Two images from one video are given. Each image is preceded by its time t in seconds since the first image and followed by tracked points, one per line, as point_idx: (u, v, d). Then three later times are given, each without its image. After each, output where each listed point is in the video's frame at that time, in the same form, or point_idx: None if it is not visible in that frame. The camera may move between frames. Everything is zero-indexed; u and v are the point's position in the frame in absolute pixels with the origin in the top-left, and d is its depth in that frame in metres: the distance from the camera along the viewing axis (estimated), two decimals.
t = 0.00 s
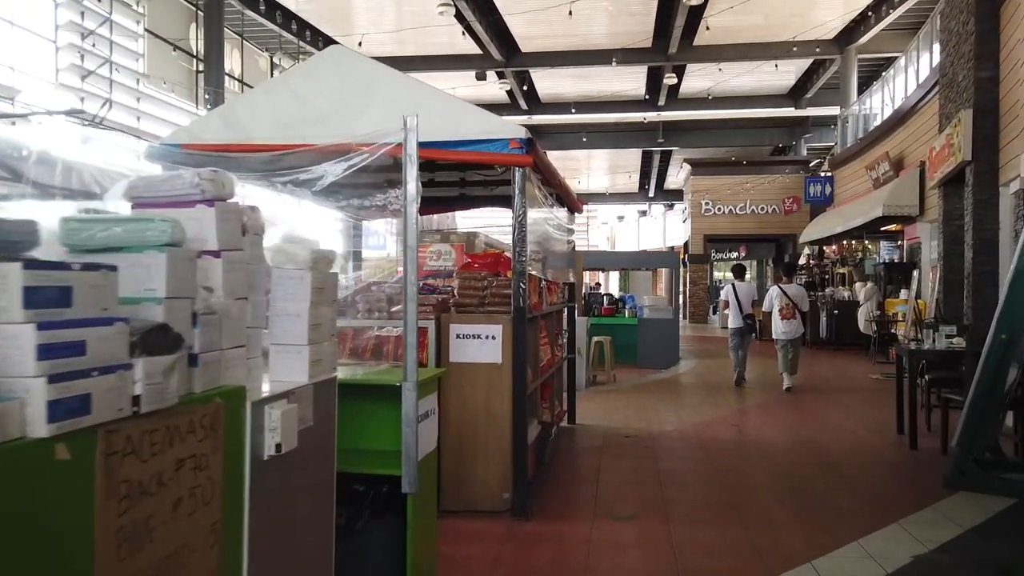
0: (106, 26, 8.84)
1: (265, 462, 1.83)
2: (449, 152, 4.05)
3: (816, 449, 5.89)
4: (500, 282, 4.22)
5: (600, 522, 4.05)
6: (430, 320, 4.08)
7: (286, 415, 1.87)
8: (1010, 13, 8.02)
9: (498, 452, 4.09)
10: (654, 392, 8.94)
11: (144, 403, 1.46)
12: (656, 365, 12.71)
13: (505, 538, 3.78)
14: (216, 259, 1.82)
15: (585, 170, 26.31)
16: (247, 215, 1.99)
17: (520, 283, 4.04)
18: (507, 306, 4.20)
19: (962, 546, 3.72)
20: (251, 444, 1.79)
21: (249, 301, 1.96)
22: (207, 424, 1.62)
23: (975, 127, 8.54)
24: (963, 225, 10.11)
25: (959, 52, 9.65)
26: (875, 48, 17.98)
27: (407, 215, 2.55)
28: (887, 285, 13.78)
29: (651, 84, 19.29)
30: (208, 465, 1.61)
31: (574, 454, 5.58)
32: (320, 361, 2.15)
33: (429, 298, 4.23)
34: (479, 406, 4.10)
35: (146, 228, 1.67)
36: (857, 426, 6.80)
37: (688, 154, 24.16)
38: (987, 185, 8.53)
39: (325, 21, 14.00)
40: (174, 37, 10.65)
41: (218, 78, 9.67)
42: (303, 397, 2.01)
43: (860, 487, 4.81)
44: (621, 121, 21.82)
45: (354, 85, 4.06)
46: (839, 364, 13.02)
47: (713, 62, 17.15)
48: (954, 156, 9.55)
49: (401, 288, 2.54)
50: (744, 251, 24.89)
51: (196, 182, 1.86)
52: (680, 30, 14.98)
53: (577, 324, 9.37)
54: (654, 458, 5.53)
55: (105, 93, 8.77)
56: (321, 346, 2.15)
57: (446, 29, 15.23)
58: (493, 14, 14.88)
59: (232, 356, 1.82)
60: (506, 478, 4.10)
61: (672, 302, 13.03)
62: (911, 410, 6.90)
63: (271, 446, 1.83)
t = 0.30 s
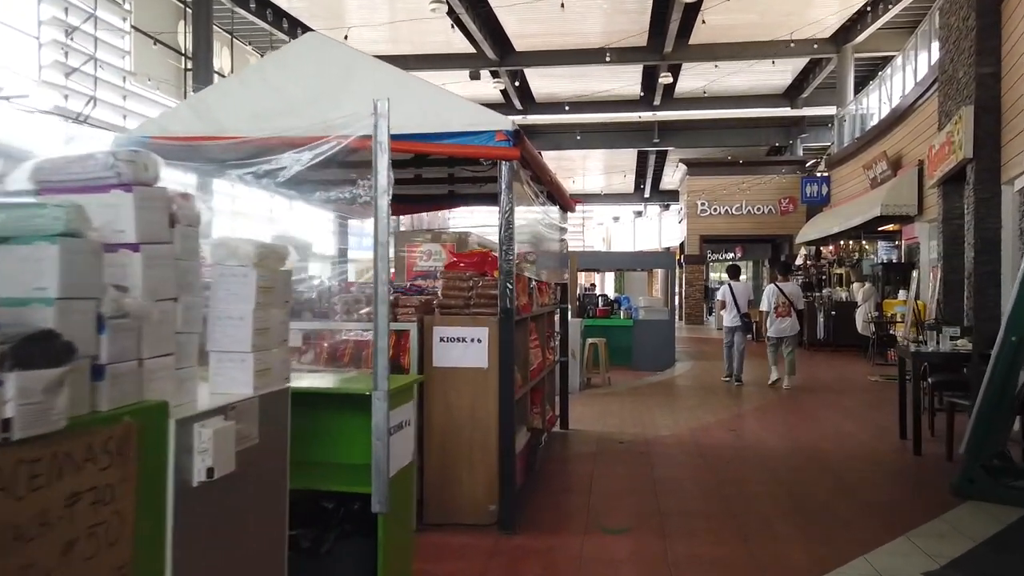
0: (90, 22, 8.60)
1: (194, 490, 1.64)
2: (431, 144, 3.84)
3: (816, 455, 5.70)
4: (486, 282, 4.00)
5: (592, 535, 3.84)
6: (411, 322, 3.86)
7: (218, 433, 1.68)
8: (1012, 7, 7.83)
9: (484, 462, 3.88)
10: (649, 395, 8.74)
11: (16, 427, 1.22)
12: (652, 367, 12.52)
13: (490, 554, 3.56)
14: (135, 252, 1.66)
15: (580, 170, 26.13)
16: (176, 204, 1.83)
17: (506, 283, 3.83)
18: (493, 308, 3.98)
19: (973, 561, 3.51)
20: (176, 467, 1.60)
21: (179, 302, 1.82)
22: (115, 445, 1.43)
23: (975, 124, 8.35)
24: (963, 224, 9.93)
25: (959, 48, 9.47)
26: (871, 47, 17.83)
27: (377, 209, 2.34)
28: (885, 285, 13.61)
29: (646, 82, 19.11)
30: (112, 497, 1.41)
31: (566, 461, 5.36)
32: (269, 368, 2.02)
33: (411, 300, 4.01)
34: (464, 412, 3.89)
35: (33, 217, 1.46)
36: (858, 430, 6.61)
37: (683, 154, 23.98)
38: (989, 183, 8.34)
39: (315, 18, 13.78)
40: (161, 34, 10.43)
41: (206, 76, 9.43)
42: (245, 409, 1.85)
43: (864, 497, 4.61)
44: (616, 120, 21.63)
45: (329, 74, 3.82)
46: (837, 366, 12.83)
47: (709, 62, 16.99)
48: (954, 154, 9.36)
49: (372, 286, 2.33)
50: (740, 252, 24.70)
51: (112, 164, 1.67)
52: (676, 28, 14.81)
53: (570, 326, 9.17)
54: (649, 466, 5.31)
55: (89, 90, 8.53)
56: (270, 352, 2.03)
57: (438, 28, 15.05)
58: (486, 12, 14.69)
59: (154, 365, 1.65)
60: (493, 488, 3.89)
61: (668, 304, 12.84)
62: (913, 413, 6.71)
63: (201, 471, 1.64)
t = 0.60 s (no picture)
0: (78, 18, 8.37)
1: (111, 527, 1.54)
2: (416, 138, 3.63)
3: (818, 462, 5.52)
4: (474, 282, 3.80)
5: (587, 550, 3.65)
6: (396, 326, 3.66)
7: (138, 463, 1.57)
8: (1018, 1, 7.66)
9: (472, 473, 3.68)
10: (646, 398, 8.57)
11: None
12: (650, 368, 12.37)
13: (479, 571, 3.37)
14: (39, 252, 1.57)
15: (578, 169, 25.93)
16: (90, 195, 1.75)
17: (495, 284, 3.63)
18: (482, 310, 3.78)
19: None
20: (87, 499, 1.49)
21: (97, 309, 1.73)
22: (1, 480, 1.31)
23: (980, 120, 8.16)
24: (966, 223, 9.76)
25: (963, 44, 9.30)
26: (871, 44, 17.66)
27: (347, 204, 2.14)
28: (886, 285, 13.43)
29: (644, 81, 18.93)
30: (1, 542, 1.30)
31: (560, 469, 5.17)
32: (212, 384, 1.96)
33: (396, 301, 3.81)
34: (451, 420, 3.69)
35: None
36: (861, 434, 6.42)
37: (682, 153, 23.78)
38: (994, 181, 8.16)
39: (308, 16, 13.59)
40: (149, 30, 10.23)
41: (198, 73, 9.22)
42: (177, 430, 1.77)
43: (870, 508, 4.42)
44: (614, 119, 21.45)
45: (311, 66, 3.65)
46: (838, 367, 12.65)
47: (708, 60, 16.83)
48: (957, 152, 9.19)
49: (341, 288, 2.13)
50: (739, 252, 24.52)
51: (12, 150, 1.60)
52: (674, 26, 14.64)
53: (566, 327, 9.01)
54: (647, 473, 5.13)
55: (77, 87, 8.27)
56: (212, 365, 1.98)
57: (434, 25, 14.87)
58: (483, 10, 14.50)
59: (63, 385, 1.58)
60: (482, 501, 3.69)
61: (666, 304, 12.68)
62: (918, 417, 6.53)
63: (118, 506, 1.53)
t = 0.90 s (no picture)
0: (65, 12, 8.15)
1: None
2: (401, 127, 3.41)
3: (822, 467, 5.33)
4: (461, 280, 3.58)
5: (582, 565, 3.44)
6: (378, 326, 3.44)
7: (27, 498, 1.44)
8: None
9: (460, 483, 3.47)
10: (645, 400, 8.38)
11: None
12: (648, 369, 12.20)
13: None
14: None
15: (576, 168, 25.73)
16: None
17: (484, 282, 3.42)
18: (470, 310, 3.56)
19: None
20: None
21: None
22: None
23: (986, 116, 7.96)
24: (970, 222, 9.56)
25: (968, 39, 9.10)
26: (871, 42, 17.47)
27: (312, 193, 1.93)
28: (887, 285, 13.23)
29: (642, 79, 18.74)
30: None
31: (556, 476, 4.97)
32: (134, 396, 1.87)
33: (379, 300, 3.59)
34: (437, 427, 3.47)
35: None
36: (866, 437, 6.23)
37: (680, 152, 23.57)
38: (999, 178, 7.96)
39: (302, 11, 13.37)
40: (139, 23, 10.00)
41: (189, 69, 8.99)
42: (83, 454, 1.66)
43: (878, 519, 4.22)
44: (612, 118, 21.25)
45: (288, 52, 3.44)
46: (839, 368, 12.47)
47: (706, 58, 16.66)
48: (962, 149, 9.00)
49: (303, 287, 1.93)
50: (738, 252, 24.31)
51: None
52: (672, 23, 14.47)
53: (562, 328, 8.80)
54: (645, 480, 4.92)
55: (65, 83, 8.07)
56: (135, 378, 1.88)
57: (431, 22, 14.68)
58: (478, 6, 14.32)
59: None
60: (470, 513, 3.48)
61: (665, 304, 12.48)
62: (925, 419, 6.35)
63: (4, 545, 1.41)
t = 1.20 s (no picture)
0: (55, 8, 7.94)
1: None
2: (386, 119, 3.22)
3: (828, 475, 5.14)
4: (450, 280, 3.38)
5: None
6: (362, 330, 3.23)
7: None
8: None
9: (448, 497, 3.27)
10: (644, 403, 8.19)
11: None
12: (647, 371, 12.02)
13: None
14: None
15: (575, 167, 25.55)
16: None
17: (473, 283, 3.22)
18: (459, 312, 3.35)
19: None
20: None
21: None
22: None
23: (992, 112, 7.77)
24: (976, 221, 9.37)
25: (973, 35, 8.92)
26: (872, 40, 17.30)
27: (275, 183, 1.74)
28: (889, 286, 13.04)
29: (641, 77, 18.56)
30: None
31: (553, 485, 4.77)
32: (38, 421, 1.69)
33: (363, 301, 3.37)
34: (424, 437, 3.27)
35: None
36: (871, 443, 6.04)
37: (679, 151, 23.38)
38: (1005, 176, 7.79)
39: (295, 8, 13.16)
40: (128, 18, 9.80)
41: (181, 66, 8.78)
42: None
43: (889, 532, 4.03)
44: (610, 117, 21.07)
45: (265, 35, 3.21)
46: (840, 369, 12.28)
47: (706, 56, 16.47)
48: (968, 146, 8.81)
49: (267, 288, 1.73)
50: (737, 252, 24.12)
51: None
52: (671, 20, 14.28)
53: (559, 330, 8.61)
54: (645, 490, 4.72)
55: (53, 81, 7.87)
56: (44, 399, 1.70)
57: (427, 19, 14.49)
58: (475, 4, 14.13)
59: None
60: (459, 528, 3.28)
61: (664, 304, 12.29)
62: (933, 424, 6.15)
63: None
